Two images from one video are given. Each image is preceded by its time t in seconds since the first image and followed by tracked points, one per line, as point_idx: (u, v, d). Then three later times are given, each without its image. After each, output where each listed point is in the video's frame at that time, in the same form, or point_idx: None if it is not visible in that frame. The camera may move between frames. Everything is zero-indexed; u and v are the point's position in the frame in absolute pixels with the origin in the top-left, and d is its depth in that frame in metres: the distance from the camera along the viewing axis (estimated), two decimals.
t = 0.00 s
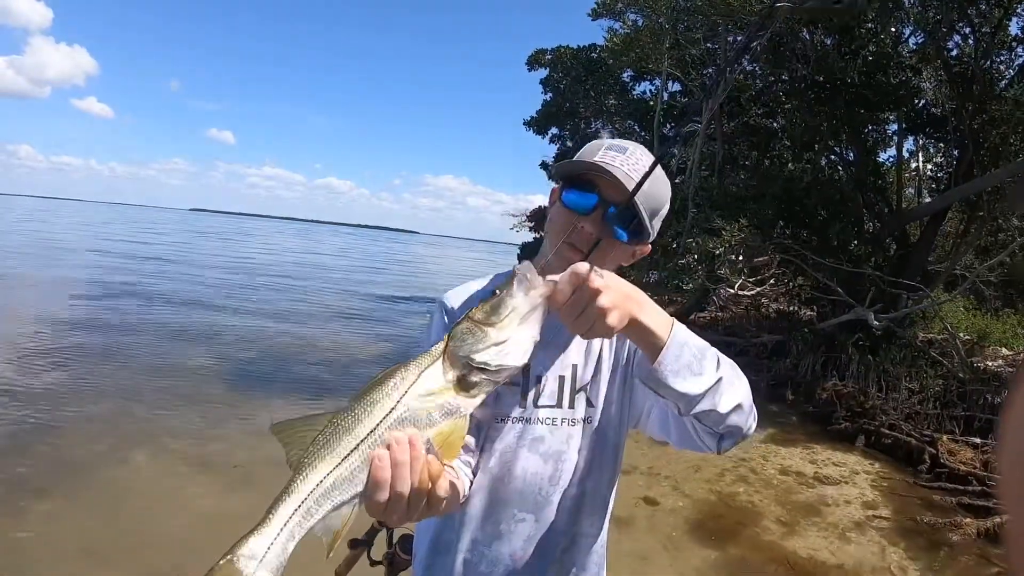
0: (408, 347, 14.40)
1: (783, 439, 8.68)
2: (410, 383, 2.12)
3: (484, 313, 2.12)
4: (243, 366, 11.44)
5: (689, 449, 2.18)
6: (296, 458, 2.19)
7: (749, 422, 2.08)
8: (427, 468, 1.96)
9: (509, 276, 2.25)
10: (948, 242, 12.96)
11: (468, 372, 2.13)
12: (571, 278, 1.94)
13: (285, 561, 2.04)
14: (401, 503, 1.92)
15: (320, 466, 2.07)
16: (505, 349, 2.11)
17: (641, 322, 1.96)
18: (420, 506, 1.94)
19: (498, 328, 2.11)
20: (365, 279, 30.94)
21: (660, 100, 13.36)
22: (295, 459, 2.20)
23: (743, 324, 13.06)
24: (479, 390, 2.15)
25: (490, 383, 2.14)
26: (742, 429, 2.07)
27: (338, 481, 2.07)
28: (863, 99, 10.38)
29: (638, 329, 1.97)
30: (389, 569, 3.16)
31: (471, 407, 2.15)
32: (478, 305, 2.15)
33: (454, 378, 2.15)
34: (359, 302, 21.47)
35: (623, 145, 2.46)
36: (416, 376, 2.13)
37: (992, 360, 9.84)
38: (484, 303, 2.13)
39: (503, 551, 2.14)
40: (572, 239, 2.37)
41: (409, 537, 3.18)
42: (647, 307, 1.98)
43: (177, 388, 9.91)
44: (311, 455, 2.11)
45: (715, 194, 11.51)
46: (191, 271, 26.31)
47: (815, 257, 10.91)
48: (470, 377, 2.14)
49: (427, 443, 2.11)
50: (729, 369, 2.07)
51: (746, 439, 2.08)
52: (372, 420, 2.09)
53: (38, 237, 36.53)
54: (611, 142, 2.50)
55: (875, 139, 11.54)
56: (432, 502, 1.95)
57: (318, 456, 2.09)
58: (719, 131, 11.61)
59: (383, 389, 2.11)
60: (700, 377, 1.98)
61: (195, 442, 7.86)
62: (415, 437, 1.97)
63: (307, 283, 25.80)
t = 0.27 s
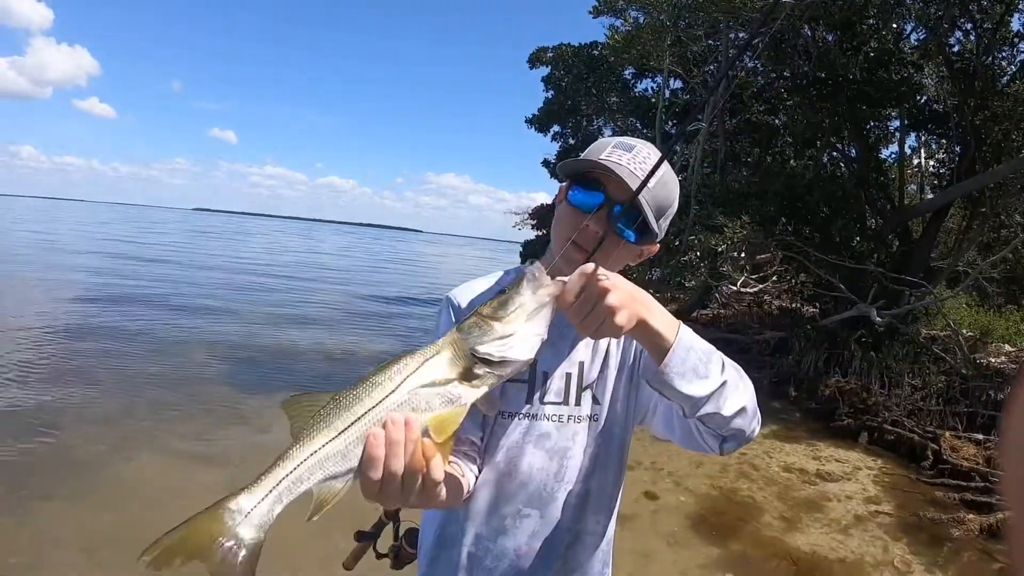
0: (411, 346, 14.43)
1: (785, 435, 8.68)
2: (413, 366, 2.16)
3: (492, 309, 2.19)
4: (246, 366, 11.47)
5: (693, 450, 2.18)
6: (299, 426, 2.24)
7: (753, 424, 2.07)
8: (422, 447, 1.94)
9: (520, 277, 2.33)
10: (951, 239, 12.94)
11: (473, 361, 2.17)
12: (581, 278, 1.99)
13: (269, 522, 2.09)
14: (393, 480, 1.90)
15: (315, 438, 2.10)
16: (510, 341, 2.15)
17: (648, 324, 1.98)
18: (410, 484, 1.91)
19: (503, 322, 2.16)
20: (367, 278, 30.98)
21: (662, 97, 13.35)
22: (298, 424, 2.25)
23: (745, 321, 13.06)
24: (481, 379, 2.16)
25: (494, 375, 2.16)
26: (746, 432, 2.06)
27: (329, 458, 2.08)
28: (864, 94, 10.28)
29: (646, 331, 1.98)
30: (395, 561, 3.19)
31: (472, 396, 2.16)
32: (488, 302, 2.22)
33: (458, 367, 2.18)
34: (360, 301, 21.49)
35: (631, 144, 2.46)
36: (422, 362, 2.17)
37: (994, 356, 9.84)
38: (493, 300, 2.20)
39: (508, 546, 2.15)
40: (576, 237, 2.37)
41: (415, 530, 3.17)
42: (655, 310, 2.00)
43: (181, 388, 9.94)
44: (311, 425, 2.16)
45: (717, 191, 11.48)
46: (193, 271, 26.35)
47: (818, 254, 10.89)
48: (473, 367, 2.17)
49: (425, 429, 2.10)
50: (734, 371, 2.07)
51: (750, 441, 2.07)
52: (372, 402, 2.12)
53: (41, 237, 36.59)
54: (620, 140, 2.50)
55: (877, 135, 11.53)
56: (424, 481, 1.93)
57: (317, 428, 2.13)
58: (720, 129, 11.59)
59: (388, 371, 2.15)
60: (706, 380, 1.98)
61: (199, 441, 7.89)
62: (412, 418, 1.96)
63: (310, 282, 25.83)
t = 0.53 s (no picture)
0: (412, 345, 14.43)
1: (787, 434, 8.68)
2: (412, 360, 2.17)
3: (492, 304, 2.20)
4: (247, 366, 11.47)
5: (691, 447, 2.19)
6: (300, 421, 2.26)
7: (751, 423, 2.08)
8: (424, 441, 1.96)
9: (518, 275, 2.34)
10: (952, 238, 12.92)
11: (472, 356, 2.18)
12: (578, 274, 2.00)
13: (274, 514, 2.10)
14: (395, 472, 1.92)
15: (319, 428, 2.14)
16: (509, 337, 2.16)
17: (644, 321, 2.00)
18: (412, 475, 1.92)
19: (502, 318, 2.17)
20: (368, 278, 31.00)
21: (663, 96, 13.34)
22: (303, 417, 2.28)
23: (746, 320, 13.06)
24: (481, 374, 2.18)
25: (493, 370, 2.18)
26: (743, 430, 2.06)
27: (332, 448, 2.12)
28: (864, 94, 10.32)
29: (642, 327, 2.01)
30: (400, 559, 3.22)
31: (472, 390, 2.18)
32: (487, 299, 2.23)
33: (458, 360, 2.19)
34: (361, 301, 21.49)
35: (634, 145, 2.42)
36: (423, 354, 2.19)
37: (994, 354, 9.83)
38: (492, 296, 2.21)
39: (512, 541, 2.16)
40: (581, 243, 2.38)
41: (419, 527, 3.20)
42: (651, 308, 2.03)
43: (182, 388, 9.95)
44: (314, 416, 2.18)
45: (718, 190, 11.46)
46: (194, 271, 26.36)
47: (820, 253, 10.88)
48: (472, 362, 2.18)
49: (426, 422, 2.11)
50: (730, 369, 2.08)
51: (746, 440, 2.07)
52: (373, 394, 2.14)
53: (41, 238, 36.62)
54: (622, 140, 2.47)
55: (877, 134, 11.53)
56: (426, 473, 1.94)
57: (320, 419, 2.16)
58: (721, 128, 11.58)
59: (388, 364, 2.17)
60: (702, 377, 2.00)
61: (200, 441, 7.89)
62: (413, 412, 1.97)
63: (311, 282, 25.84)
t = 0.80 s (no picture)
0: (411, 349, 14.40)
1: (786, 436, 8.67)
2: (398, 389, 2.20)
3: (474, 321, 2.22)
4: (246, 369, 11.45)
5: (676, 454, 2.22)
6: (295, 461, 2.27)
7: (734, 434, 2.12)
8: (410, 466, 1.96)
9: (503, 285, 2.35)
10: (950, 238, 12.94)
11: (455, 373, 2.21)
12: (559, 288, 2.00)
13: (279, 555, 2.13)
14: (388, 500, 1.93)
15: (310, 468, 2.14)
16: (491, 353, 2.19)
17: (626, 334, 2.01)
18: (405, 500, 1.93)
19: (486, 335, 2.21)
20: (367, 281, 30.99)
21: (661, 98, 13.37)
22: (294, 455, 2.29)
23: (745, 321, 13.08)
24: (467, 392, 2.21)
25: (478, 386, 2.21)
26: (725, 440, 2.10)
27: (327, 485, 2.13)
28: (862, 96, 10.36)
29: (624, 340, 2.02)
30: (399, 557, 3.15)
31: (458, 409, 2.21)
32: (469, 315, 2.26)
33: (442, 381, 2.22)
34: (360, 304, 21.46)
35: (642, 158, 2.40)
36: (405, 382, 2.21)
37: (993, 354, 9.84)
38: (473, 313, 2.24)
39: (508, 543, 2.15)
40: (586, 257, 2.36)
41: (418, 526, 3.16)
42: (633, 321, 2.02)
43: (180, 392, 9.92)
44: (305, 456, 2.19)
45: (716, 192, 11.46)
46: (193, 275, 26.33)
47: (819, 254, 10.88)
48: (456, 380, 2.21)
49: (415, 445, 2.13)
50: (714, 382, 2.10)
51: (727, 451, 2.11)
52: (363, 427, 2.16)
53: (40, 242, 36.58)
54: (629, 152, 2.44)
55: (876, 135, 11.56)
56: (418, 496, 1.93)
57: (310, 458, 2.16)
58: (719, 130, 11.60)
59: (375, 396, 2.19)
60: (684, 392, 2.01)
61: (198, 444, 7.87)
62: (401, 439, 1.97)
63: (310, 286, 25.81)
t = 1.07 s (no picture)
0: (408, 356, 14.36)
1: (784, 440, 8.65)
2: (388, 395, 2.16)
3: (465, 333, 2.15)
4: (242, 377, 11.40)
5: (667, 463, 2.21)
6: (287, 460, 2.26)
7: (723, 445, 2.11)
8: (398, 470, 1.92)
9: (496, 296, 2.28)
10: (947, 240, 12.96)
11: (444, 384, 2.16)
12: (551, 300, 1.94)
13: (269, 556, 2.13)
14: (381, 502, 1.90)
15: (301, 472, 2.13)
16: (479, 366, 2.13)
17: (619, 347, 1.96)
18: (395, 506, 1.89)
19: (475, 348, 2.13)
20: (365, 288, 30.95)
21: (657, 102, 13.42)
22: (287, 457, 2.27)
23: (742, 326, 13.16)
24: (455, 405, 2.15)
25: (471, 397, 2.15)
26: (714, 452, 2.09)
27: (315, 489, 2.10)
28: (856, 100, 10.45)
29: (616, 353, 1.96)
30: (394, 565, 3.12)
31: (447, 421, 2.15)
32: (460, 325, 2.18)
33: (431, 392, 2.17)
34: (357, 311, 21.42)
35: (639, 176, 2.37)
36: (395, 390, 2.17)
37: (990, 356, 9.83)
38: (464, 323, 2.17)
39: (502, 552, 2.13)
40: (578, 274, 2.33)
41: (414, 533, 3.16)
42: (626, 332, 1.98)
43: (176, 400, 9.88)
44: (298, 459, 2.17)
45: (712, 197, 11.48)
46: (190, 283, 26.28)
47: (816, 258, 10.90)
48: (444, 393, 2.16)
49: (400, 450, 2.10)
50: (704, 394, 2.09)
51: (718, 461, 2.10)
52: (355, 433, 2.13)
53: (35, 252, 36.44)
54: (627, 169, 2.41)
55: (871, 139, 11.61)
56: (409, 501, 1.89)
57: (302, 462, 2.15)
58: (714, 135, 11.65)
59: (366, 402, 2.16)
60: (675, 403, 2.00)
61: (194, 452, 7.83)
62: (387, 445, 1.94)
63: (307, 293, 25.77)
